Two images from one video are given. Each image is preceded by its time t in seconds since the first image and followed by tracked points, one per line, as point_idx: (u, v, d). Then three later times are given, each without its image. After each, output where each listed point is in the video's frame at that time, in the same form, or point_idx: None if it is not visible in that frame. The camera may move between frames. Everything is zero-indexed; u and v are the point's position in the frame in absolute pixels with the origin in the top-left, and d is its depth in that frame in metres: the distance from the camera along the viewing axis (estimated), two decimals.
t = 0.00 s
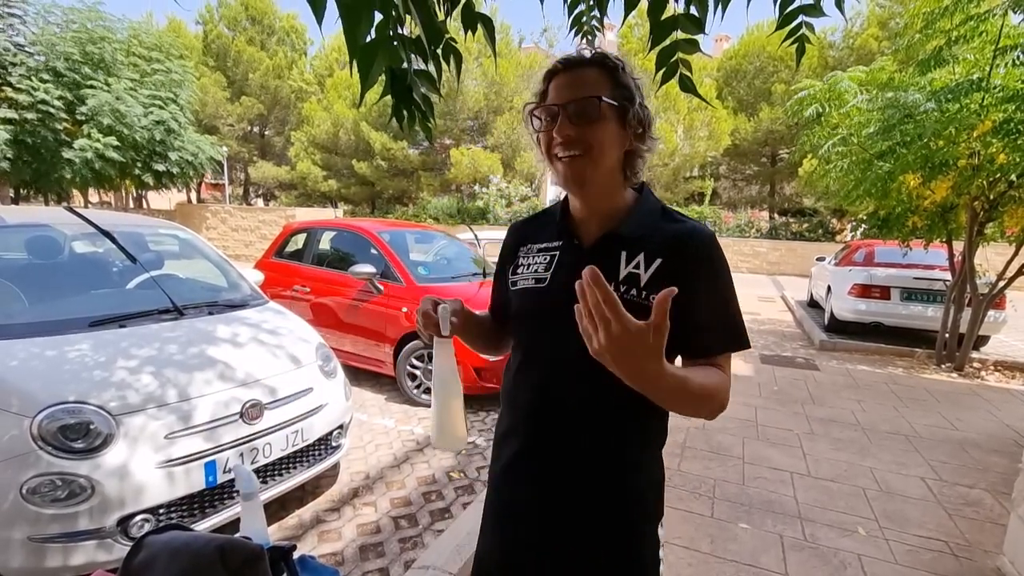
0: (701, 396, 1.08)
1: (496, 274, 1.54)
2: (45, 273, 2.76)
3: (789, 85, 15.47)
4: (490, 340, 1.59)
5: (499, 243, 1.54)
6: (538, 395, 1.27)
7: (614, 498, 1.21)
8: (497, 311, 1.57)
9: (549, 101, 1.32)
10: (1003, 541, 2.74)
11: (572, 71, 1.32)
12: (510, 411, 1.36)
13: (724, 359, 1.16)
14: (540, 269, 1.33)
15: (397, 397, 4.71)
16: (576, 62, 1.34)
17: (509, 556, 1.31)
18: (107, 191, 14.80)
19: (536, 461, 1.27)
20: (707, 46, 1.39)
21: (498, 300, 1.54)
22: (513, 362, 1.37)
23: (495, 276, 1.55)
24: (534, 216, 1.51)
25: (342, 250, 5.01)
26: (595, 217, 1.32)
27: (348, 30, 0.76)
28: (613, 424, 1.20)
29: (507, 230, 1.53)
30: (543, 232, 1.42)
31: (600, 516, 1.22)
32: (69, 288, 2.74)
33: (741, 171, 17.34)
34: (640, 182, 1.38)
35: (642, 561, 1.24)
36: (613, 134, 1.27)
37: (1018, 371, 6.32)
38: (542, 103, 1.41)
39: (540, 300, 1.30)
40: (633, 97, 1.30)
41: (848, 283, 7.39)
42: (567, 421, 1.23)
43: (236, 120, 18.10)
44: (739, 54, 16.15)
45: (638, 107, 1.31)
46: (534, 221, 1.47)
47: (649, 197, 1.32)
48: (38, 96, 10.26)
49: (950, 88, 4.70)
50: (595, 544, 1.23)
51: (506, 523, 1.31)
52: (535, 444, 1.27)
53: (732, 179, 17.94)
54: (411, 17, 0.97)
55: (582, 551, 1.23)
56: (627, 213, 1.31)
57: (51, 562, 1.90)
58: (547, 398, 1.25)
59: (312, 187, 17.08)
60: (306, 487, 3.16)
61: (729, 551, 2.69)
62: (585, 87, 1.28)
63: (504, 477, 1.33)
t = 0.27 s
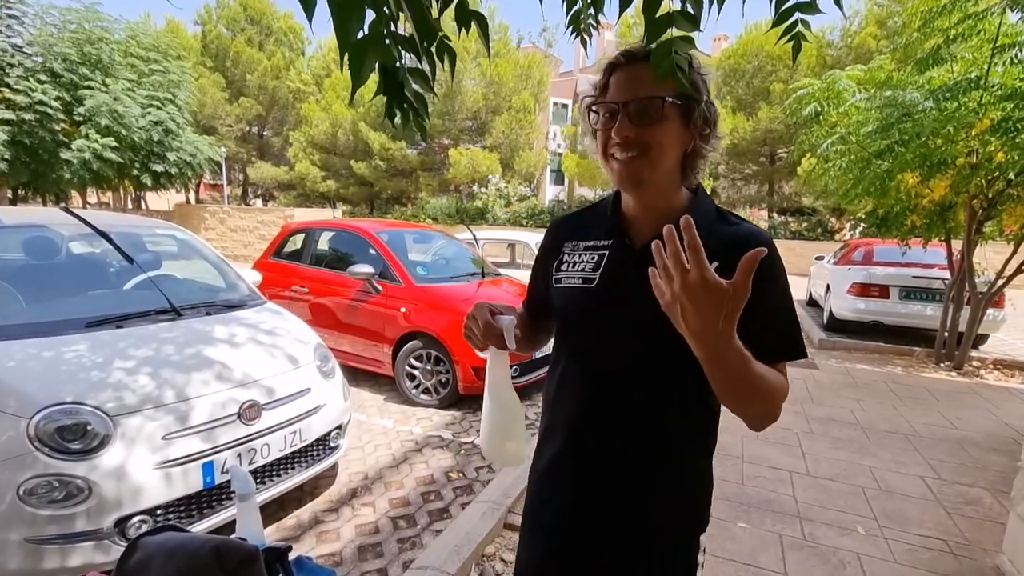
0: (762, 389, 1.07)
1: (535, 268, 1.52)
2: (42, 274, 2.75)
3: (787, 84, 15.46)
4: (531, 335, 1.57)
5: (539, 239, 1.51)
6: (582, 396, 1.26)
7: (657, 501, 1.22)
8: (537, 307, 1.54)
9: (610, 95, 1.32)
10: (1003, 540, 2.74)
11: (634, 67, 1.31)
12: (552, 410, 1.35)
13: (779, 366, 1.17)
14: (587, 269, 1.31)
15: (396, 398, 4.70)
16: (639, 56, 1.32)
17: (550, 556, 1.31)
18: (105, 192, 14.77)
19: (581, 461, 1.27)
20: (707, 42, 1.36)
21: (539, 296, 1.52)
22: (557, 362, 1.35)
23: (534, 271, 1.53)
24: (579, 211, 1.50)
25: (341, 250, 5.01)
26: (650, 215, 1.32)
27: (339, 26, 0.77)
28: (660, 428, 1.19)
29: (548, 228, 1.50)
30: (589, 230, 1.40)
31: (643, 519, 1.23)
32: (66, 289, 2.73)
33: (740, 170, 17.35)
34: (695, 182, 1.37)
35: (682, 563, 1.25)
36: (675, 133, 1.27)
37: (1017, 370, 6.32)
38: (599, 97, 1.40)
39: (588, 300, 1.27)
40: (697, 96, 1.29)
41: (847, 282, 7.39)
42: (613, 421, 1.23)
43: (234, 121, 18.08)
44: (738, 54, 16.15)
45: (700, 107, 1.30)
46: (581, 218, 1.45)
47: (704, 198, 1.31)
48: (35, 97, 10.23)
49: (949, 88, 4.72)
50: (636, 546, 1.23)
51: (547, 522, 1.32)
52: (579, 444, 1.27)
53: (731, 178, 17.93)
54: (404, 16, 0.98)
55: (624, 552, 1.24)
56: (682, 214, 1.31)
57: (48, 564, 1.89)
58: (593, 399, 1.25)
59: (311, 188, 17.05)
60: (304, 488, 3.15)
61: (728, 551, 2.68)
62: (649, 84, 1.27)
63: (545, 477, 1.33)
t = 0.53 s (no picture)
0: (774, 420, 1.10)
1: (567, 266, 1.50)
2: (39, 274, 2.74)
3: (785, 83, 15.48)
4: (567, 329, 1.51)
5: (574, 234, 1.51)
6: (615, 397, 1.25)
7: (681, 507, 1.21)
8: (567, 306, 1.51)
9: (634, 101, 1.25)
10: (1001, 539, 2.74)
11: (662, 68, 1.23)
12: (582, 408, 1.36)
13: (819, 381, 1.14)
14: (620, 269, 1.30)
15: (394, 398, 4.70)
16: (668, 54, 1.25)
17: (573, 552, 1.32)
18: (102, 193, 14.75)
19: (609, 461, 1.27)
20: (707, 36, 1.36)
21: (569, 295, 1.50)
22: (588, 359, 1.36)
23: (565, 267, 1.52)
24: (613, 208, 1.48)
25: (339, 250, 5.00)
26: (684, 222, 1.28)
27: (331, 24, 0.78)
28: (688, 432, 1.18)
29: (582, 225, 1.50)
30: (624, 230, 1.38)
31: (666, 523, 1.22)
32: (62, 289, 2.73)
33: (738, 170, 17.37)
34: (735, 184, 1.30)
35: (704, 569, 1.24)
36: (700, 141, 1.19)
37: (1015, 368, 6.32)
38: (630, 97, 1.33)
39: (617, 302, 1.26)
40: (731, 95, 1.20)
41: (846, 281, 7.40)
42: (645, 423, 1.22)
43: (232, 120, 18.06)
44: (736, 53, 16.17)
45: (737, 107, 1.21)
46: (615, 217, 1.43)
47: (740, 204, 1.26)
48: (33, 97, 10.20)
49: (948, 86, 4.77)
50: (659, 550, 1.23)
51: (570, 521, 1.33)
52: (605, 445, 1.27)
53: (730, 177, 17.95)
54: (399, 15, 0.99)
55: (646, 555, 1.24)
56: (719, 219, 1.25)
57: (44, 565, 1.88)
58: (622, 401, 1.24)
59: (309, 187, 17.03)
60: (302, 488, 3.15)
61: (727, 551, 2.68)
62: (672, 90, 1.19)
63: (571, 473, 1.35)
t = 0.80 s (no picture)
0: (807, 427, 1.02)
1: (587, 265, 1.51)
2: (36, 275, 2.73)
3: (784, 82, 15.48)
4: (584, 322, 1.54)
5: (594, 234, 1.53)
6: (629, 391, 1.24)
7: (693, 505, 1.21)
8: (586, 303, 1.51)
9: (655, 110, 1.27)
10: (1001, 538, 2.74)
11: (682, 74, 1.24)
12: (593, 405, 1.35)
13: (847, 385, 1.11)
14: (641, 267, 1.30)
15: (393, 398, 4.69)
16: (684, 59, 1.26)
17: (582, 549, 1.31)
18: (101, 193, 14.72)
19: (623, 457, 1.25)
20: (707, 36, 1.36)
21: (587, 292, 1.51)
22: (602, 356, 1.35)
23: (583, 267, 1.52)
24: (635, 207, 1.50)
25: (338, 250, 5.00)
26: (708, 221, 1.28)
27: (327, 21, 0.77)
28: (704, 429, 1.18)
29: (604, 223, 1.51)
30: (646, 229, 1.39)
31: (677, 521, 1.21)
32: (60, 290, 2.72)
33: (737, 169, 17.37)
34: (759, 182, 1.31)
35: (714, 566, 1.24)
36: (723, 145, 1.21)
37: (1014, 367, 6.33)
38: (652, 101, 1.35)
39: (637, 297, 1.26)
40: (751, 98, 1.21)
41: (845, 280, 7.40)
42: (661, 418, 1.20)
43: (231, 120, 18.03)
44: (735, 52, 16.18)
45: (758, 108, 1.22)
46: (639, 216, 1.45)
47: (765, 204, 1.26)
48: (31, 97, 10.17)
49: (946, 85, 4.77)
50: (672, 548, 1.22)
51: (578, 518, 1.32)
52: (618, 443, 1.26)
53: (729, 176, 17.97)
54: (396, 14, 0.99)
55: (655, 555, 1.23)
56: (744, 217, 1.26)
57: (42, 567, 1.88)
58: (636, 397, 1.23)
59: (308, 187, 17.00)
60: (301, 489, 3.14)
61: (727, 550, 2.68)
62: (694, 97, 1.21)
63: (580, 470, 1.33)
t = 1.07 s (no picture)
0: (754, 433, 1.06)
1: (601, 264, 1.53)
2: (34, 275, 2.72)
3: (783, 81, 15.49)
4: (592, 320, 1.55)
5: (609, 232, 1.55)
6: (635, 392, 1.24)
7: (695, 506, 1.20)
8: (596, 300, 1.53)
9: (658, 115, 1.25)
10: (1000, 536, 2.74)
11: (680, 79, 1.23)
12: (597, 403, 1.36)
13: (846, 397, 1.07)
14: (649, 264, 1.32)
15: (392, 397, 4.69)
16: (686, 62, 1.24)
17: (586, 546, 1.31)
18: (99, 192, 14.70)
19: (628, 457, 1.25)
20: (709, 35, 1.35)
21: (597, 289, 1.52)
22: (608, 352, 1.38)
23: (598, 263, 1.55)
24: (650, 208, 1.51)
25: (337, 249, 4.99)
26: (716, 222, 1.27)
27: (327, 20, 0.77)
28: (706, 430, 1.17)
29: (621, 219, 1.54)
30: (658, 229, 1.40)
31: (679, 522, 1.21)
32: (58, 289, 2.71)
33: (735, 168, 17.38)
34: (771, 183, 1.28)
35: (716, 565, 1.25)
36: (725, 149, 1.18)
37: (1012, 365, 6.34)
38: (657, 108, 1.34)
39: (642, 296, 1.28)
40: (754, 99, 1.17)
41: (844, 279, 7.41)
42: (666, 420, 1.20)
43: (229, 120, 18.00)
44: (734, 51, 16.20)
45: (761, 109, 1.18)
46: (653, 214, 1.46)
47: (772, 205, 1.24)
48: (28, 96, 10.15)
49: (944, 84, 4.79)
50: (674, 548, 1.22)
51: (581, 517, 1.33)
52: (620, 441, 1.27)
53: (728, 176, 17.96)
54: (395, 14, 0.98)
55: (657, 554, 1.23)
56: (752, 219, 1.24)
57: (41, 568, 1.87)
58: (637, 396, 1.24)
59: (307, 187, 16.98)
60: (301, 488, 3.14)
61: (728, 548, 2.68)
62: (694, 101, 1.19)
63: (584, 468, 1.34)
